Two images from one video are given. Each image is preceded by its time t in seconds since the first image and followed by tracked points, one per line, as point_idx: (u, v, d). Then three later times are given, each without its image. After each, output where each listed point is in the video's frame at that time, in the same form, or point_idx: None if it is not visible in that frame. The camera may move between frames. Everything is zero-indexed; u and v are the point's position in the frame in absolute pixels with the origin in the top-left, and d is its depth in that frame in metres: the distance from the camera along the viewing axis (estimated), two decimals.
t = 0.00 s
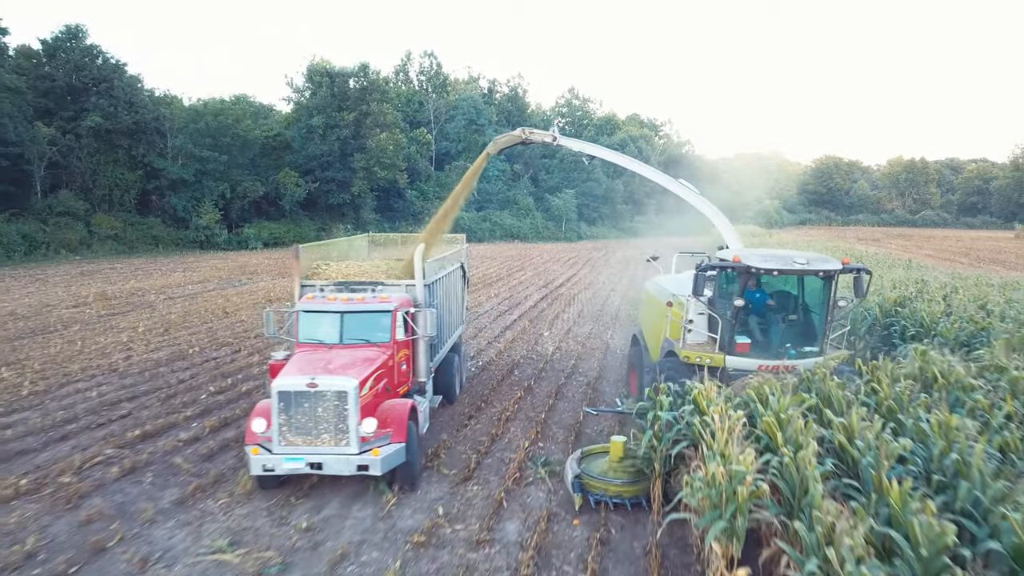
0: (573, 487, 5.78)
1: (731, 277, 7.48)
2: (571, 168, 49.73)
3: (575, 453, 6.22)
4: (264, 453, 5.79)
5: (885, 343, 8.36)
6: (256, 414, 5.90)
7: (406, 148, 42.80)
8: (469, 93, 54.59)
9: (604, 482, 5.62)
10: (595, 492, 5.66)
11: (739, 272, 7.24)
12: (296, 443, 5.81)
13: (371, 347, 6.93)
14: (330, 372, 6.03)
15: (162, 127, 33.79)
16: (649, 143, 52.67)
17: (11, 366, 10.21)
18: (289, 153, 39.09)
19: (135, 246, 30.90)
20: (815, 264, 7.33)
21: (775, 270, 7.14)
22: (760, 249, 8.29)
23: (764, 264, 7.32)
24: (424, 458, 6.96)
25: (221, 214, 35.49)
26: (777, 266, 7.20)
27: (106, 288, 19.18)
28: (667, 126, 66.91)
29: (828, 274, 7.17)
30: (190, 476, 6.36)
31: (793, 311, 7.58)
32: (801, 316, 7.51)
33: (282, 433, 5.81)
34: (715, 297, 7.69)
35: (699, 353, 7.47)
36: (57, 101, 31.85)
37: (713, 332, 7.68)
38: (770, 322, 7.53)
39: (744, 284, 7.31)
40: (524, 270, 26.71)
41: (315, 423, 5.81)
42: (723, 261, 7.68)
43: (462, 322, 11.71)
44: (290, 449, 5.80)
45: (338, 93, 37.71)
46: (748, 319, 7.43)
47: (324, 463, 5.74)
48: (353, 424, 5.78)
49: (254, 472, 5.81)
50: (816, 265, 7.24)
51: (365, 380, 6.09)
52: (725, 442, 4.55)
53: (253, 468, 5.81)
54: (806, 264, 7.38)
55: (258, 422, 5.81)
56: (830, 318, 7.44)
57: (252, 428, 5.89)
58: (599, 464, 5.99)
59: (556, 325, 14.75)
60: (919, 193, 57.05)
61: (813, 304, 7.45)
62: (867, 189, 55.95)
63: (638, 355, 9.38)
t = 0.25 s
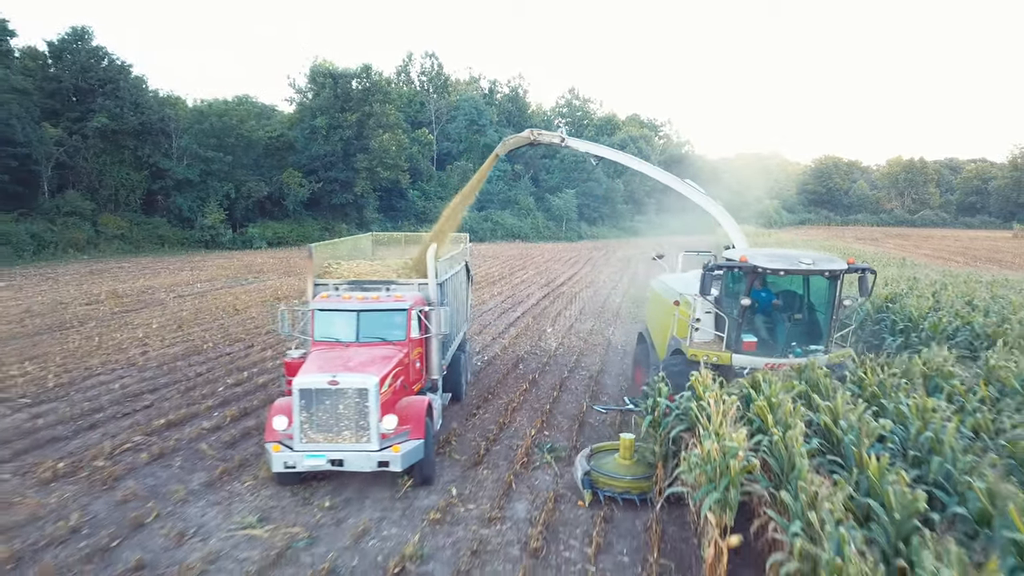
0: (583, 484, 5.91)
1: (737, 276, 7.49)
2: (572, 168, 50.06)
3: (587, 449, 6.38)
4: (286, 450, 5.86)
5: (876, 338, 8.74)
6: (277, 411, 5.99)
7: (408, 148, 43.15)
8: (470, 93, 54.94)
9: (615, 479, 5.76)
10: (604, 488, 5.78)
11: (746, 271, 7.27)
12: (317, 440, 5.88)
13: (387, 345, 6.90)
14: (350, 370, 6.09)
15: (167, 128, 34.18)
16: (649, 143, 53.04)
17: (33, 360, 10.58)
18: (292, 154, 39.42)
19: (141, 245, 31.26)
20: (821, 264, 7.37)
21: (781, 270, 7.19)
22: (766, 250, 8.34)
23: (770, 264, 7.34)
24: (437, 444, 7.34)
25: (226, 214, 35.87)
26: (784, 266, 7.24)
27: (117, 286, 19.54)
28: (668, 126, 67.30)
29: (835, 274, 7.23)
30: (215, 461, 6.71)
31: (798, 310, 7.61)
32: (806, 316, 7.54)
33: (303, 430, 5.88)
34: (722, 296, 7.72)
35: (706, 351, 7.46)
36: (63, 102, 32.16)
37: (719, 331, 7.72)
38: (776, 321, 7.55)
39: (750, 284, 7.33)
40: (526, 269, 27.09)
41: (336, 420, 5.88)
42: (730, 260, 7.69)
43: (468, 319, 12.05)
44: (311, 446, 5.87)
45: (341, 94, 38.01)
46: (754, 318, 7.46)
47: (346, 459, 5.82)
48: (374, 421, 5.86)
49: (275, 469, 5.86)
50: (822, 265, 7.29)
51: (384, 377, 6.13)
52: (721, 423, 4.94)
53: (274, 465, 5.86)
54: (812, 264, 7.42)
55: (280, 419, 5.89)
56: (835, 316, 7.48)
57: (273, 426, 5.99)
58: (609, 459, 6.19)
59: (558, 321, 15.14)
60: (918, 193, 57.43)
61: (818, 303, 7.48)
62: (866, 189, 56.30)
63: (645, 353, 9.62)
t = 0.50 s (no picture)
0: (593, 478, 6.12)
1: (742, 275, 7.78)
2: (572, 168, 50.41)
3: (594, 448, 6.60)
4: (308, 447, 5.90)
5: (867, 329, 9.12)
6: (300, 409, 6.01)
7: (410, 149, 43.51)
8: (472, 94, 55.31)
9: (623, 473, 5.96)
10: (615, 482, 5.98)
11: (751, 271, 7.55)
12: (340, 437, 5.93)
13: (404, 343, 7.00)
14: (372, 368, 6.14)
15: (172, 128, 34.59)
16: (649, 143, 53.44)
17: (56, 354, 10.98)
18: (296, 154, 39.71)
19: (147, 245, 31.64)
20: (825, 262, 7.56)
21: (786, 269, 7.44)
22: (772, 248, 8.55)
23: (775, 262, 7.60)
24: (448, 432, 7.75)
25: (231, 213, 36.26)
26: (789, 265, 7.48)
27: (127, 284, 19.94)
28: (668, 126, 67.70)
29: (839, 273, 7.44)
30: (238, 447, 7.10)
31: (803, 307, 7.87)
32: (810, 312, 7.78)
33: (326, 427, 5.93)
34: (728, 294, 7.98)
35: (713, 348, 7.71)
36: (69, 103, 32.48)
37: (726, 327, 8.04)
38: (781, 319, 7.80)
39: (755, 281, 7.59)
40: (528, 268, 27.48)
41: (359, 417, 5.94)
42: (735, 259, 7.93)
43: (473, 316, 12.45)
44: (334, 443, 5.92)
45: (344, 95, 38.34)
46: (760, 316, 7.72)
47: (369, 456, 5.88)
48: (397, 418, 5.92)
49: (298, 466, 5.90)
50: (827, 264, 7.51)
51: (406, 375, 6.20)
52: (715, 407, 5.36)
53: (297, 461, 5.90)
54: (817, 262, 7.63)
55: (303, 416, 5.92)
56: (840, 314, 7.69)
57: (295, 423, 6.01)
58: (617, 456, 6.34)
59: (561, 318, 15.53)
60: (917, 193, 57.82)
61: (823, 301, 7.71)
62: (865, 188, 56.68)
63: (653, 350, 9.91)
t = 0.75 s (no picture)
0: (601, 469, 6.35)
1: (747, 273, 7.89)
2: (573, 168, 50.79)
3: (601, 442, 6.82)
4: (331, 443, 6.11)
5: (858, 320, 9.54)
6: (323, 404, 6.20)
7: (412, 149, 43.91)
8: (473, 94, 55.73)
9: (633, 465, 6.11)
10: (625, 476, 6.12)
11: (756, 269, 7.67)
12: (362, 433, 6.15)
13: (422, 342, 7.22)
14: (395, 366, 6.35)
15: (178, 129, 35.02)
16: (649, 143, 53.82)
17: (77, 349, 11.41)
18: (299, 154, 40.21)
19: (153, 244, 32.01)
20: (829, 261, 7.71)
21: (792, 266, 7.56)
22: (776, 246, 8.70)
23: (780, 260, 7.72)
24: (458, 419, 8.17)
25: (235, 213, 36.68)
26: (793, 264, 7.63)
27: (138, 283, 20.36)
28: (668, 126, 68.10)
29: (842, 272, 7.60)
30: (261, 434, 7.52)
31: (806, 304, 8.03)
32: (814, 310, 7.93)
33: (349, 423, 6.14)
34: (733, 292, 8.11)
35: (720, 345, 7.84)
36: (76, 104, 32.86)
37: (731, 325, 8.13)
38: (786, 316, 7.95)
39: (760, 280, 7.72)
40: (529, 267, 27.88)
41: (382, 414, 6.15)
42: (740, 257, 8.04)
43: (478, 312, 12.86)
44: (356, 439, 6.13)
45: (347, 96, 38.83)
46: (765, 313, 7.88)
47: (391, 452, 6.10)
48: (419, 415, 6.13)
49: (320, 461, 6.10)
50: (830, 262, 7.66)
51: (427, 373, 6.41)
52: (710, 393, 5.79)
53: (320, 456, 6.10)
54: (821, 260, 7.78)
55: (327, 412, 6.12)
56: (843, 311, 7.87)
57: (318, 418, 6.19)
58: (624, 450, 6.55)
59: (564, 315, 15.94)
60: (916, 193, 58.18)
61: (826, 298, 7.88)
62: (864, 188, 57.06)
63: (657, 348, 9.98)
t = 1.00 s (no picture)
0: (613, 463, 6.46)
1: (751, 271, 8.13)
2: (573, 168, 51.25)
3: (609, 436, 6.94)
4: (352, 438, 6.19)
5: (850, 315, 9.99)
6: (343, 401, 6.30)
7: (414, 150, 44.36)
8: (474, 95, 56.16)
9: (641, 457, 6.31)
10: (634, 466, 6.32)
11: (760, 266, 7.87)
12: (382, 429, 6.25)
13: (438, 339, 7.44)
14: (414, 362, 6.49)
15: (183, 130, 35.47)
16: (649, 144, 54.28)
17: (99, 343, 11.86)
18: (303, 155, 40.70)
19: (160, 243, 32.45)
20: (832, 259, 7.95)
21: (795, 264, 7.78)
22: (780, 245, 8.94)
23: (783, 258, 7.96)
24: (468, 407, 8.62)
25: (240, 213, 37.13)
26: (797, 262, 7.87)
27: (149, 281, 20.81)
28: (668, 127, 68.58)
29: (844, 270, 7.81)
30: (281, 422, 7.93)
31: (809, 302, 8.26)
32: (817, 308, 8.17)
33: (370, 419, 6.24)
34: (738, 290, 8.34)
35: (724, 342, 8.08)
36: (83, 105, 33.30)
37: (736, 323, 8.40)
38: (790, 314, 8.18)
39: (764, 278, 7.95)
40: (531, 266, 28.31)
41: (402, 409, 6.27)
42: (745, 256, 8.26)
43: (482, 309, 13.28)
44: (377, 434, 6.23)
45: (351, 97, 39.39)
46: (769, 311, 8.12)
47: (411, 446, 6.21)
48: (439, 411, 6.27)
49: (341, 456, 6.18)
50: (833, 261, 7.90)
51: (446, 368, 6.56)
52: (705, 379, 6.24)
53: (340, 451, 6.17)
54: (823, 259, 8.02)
55: (348, 409, 6.22)
56: (845, 308, 8.10)
57: (338, 415, 6.28)
58: (635, 444, 6.65)
59: (566, 312, 16.37)
60: (915, 193, 58.62)
61: (829, 296, 8.12)
62: (863, 188, 57.51)
63: (661, 346, 10.03)
